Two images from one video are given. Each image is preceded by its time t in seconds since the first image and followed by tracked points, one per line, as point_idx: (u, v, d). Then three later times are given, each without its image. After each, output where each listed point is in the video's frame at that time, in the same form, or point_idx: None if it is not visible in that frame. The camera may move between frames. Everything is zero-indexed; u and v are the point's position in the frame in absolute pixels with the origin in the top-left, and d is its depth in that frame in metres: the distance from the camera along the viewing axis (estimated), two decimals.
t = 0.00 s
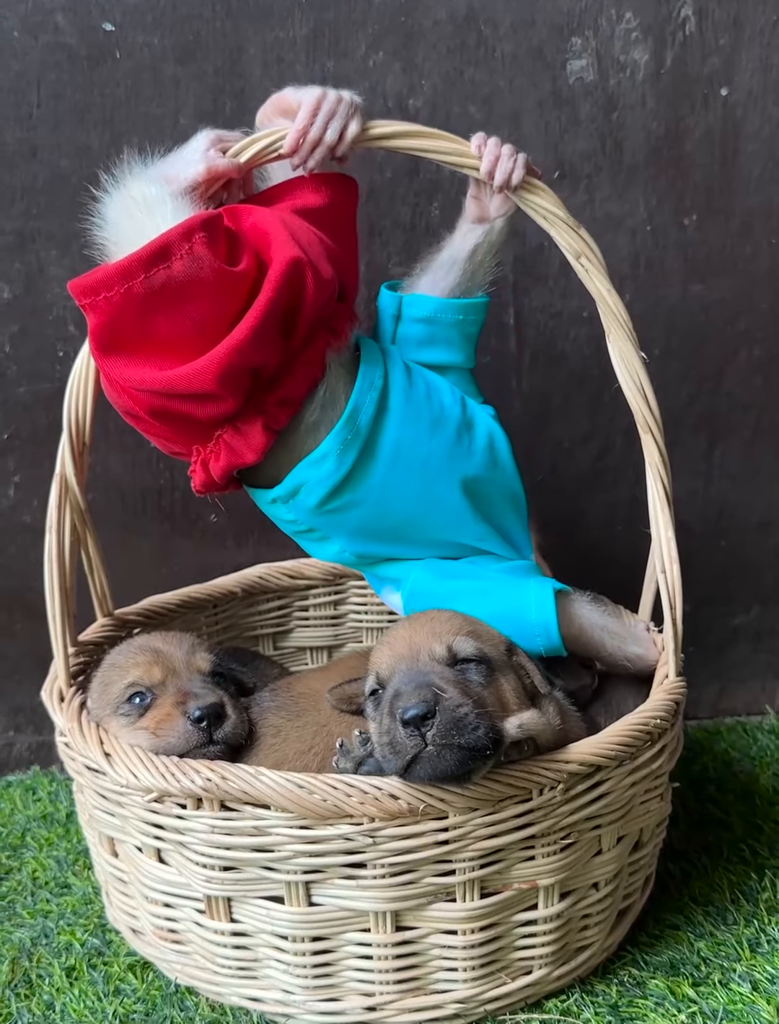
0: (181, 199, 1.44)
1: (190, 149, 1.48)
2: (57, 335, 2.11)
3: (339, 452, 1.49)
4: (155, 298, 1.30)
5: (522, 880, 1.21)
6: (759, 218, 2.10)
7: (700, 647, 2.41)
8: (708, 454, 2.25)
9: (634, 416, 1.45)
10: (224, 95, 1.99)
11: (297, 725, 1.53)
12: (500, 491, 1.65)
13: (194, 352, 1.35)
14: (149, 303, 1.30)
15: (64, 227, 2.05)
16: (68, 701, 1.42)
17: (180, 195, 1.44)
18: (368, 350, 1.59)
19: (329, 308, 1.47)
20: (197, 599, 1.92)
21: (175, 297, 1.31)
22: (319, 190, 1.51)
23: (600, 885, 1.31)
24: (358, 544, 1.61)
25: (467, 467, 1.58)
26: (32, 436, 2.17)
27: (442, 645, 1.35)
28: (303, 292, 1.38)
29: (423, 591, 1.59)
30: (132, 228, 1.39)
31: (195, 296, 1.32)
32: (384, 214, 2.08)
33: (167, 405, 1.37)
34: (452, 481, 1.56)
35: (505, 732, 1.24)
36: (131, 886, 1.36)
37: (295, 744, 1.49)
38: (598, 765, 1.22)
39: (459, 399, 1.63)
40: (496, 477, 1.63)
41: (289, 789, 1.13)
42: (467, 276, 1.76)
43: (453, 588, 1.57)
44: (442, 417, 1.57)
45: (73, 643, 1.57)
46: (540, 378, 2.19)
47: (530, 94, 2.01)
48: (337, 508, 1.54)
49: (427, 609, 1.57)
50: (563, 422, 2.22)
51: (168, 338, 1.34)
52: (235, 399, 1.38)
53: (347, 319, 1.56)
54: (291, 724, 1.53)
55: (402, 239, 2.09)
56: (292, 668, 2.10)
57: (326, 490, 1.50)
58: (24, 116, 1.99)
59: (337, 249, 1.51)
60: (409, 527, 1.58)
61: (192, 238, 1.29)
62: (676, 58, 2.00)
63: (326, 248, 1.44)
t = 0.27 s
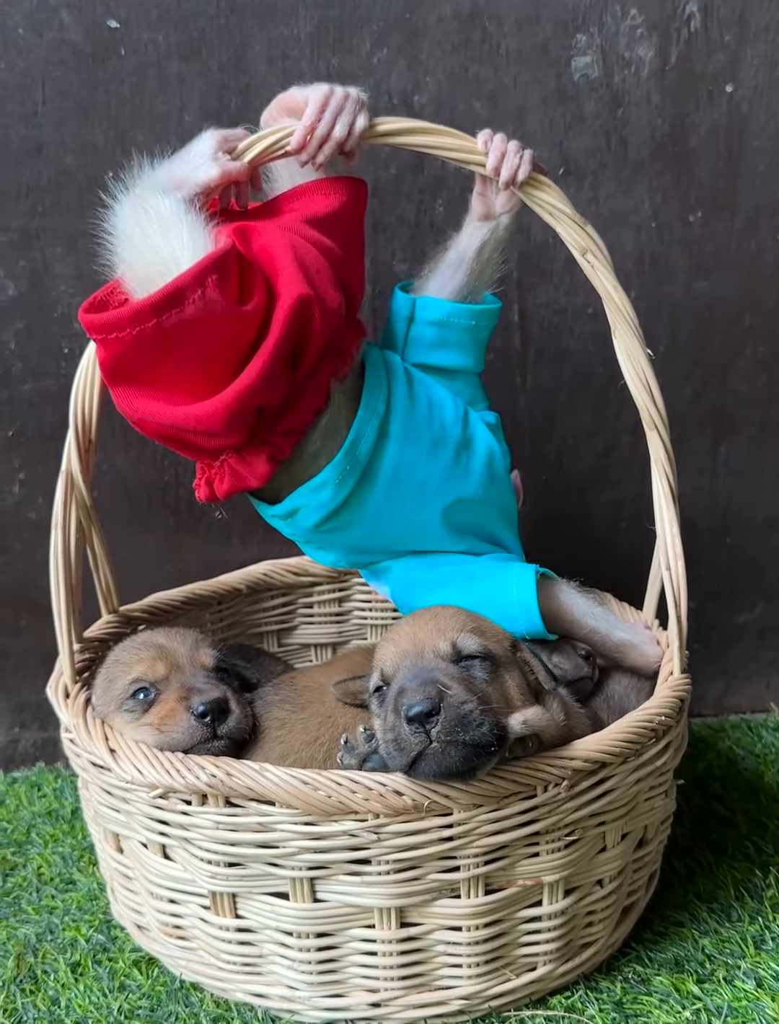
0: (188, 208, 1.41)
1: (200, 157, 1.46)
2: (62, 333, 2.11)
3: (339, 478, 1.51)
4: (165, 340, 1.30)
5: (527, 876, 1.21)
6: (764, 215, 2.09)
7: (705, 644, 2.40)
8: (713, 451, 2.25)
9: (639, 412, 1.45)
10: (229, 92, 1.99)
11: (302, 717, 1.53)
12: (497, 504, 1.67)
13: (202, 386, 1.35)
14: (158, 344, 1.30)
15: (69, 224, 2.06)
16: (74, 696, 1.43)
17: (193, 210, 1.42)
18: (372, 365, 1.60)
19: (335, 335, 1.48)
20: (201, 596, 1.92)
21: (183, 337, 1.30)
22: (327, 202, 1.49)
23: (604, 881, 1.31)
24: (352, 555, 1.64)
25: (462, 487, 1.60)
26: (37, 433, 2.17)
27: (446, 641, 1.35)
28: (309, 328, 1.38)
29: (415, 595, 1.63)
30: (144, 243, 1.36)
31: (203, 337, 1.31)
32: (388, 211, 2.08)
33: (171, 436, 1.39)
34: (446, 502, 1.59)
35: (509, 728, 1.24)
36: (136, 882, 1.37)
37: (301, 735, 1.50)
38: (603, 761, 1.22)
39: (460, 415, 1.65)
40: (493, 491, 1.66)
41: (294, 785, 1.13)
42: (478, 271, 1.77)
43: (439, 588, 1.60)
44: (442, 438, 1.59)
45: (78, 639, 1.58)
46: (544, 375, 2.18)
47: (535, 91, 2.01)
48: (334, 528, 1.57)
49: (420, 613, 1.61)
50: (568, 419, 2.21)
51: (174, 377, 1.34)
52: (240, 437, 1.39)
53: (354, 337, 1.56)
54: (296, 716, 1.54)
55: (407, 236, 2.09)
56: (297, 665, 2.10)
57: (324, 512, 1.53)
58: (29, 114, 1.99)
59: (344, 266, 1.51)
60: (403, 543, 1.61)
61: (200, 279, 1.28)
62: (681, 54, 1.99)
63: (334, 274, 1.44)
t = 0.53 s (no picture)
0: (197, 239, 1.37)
1: (197, 165, 1.41)
2: (68, 328, 2.11)
3: (346, 498, 1.54)
4: (183, 400, 1.31)
5: (532, 872, 1.21)
6: (771, 210, 2.08)
7: (711, 641, 2.40)
8: (719, 447, 2.24)
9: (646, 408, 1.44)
10: (234, 87, 1.98)
11: (308, 713, 1.53)
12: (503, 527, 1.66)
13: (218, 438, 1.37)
14: (176, 401, 1.32)
15: (75, 220, 2.05)
16: (79, 692, 1.43)
17: (196, 227, 1.39)
18: (397, 380, 1.60)
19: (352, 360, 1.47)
20: (207, 592, 1.92)
21: (199, 397, 1.31)
22: (344, 217, 1.45)
23: (610, 878, 1.31)
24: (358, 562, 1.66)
25: (471, 513, 1.61)
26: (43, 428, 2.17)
27: (451, 637, 1.35)
28: (326, 370, 1.38)
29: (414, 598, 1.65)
30: (155, 275, 1.36)
31: (220, 396, 1.32)
32: (394, 207, 2.08)
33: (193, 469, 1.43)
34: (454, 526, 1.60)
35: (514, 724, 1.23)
36: (141, 877, 1.37)
37: (306, 731, 1.50)
38: (608, 758, 1.22)
39: (482, 439, 1.63)
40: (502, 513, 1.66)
41: (299, 781, 1.13)
42: (497, 275, 1.76)
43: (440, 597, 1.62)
44: (457, 462, 1.59)
45: (84, 634, 1.58)
46: (551, 371, 2.18)
47: (540, 86, 2.00)
48: (339, 540, 1.60)
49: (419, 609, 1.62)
50: (574, 415, 2.21)
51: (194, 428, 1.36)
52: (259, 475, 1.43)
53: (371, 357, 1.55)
54: (301, 713, 1.54)
55: (412, 231, 2.08)
56: (303, 661, 2.10)
57: (330, 523, 1.56)
58: (35, 110, 1.99)
59: (358, 282, 1.49)
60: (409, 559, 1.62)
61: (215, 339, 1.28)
62: (688, 49, 1.98)
63: (350, 302, 1.42)
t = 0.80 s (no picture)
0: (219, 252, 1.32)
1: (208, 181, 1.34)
2: (74, 325, 2.11)
3: (348, 488, 1.54)
4: (214, 438, 1.29)
5: (539, 869, 1.21)
6: None
7: (718, 638, 2.39)
8: (727, 443, 2.23)
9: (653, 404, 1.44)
10: (241, 83, 1.98)
11: (315, 711, 1.53)
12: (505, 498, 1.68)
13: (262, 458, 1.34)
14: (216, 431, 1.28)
15: (81, 216, 2.05)
16: (86, 688, 1.43)
17: (214, 249, 1.31)
18: (384, 366, 1.61)
19: (358, 360, 1.46)
20: (213, 588, 1.92)
21: (235, 429, 1.28)
22: (329, 217, 1.47)
23: (617, 874, 1.31)
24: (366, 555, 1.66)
25: (473, 489, 1.63)
26: (50, 424, 2.17)
27: (457, 633, 1.35)
28: (343, 373, 1.38)
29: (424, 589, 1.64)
30: (186, 294, 1.28)
31: (256, 424, 1.29)
32: (400, 203, 2.07)
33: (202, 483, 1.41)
34: (455, 504, 1.61)
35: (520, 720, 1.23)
36: (147, 873, 1.37)
37: (312, 729, 1.49)
38: (616, 754, 1.21)
39: (470, 413, 1.65)
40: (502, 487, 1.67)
41: (306, 777, 1.13)
42: (486, 262, 1.76)
43: (447, 588, 1.62)
44: (449, 441, 1.61)
45: (90, 630, 1.58)
46: (558, 367, 2.17)
47: (548, 80, 2.00)
48: (348, 532, 1.60)
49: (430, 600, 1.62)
50: (581, 412, 2.20)
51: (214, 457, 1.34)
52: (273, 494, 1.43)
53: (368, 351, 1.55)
54: (307, 710, 1.53)
55: (419, 227, 2.08)
56: (309, 657, 2.10)
57: (336, 514, 1.55)
58: (41, 105, 1.98)
59: (347, 280, 1.48)
60: (420, 546, 1.63)
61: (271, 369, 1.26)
62: (696, 43, 1.97)
63: (351, 302, 1.41)
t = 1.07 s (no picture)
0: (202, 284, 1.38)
1: (203, 212, 1.35)
2: (79, 325, 2.12)
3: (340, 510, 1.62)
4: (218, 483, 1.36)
5: (541, 869, 1.21)
6: None
7: (722, 638, 2.39)
8: (730, 443, 2.23)
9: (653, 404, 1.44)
10: (244, 83, 1.98)
11: (318, 712, 1.53)
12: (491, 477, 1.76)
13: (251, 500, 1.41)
14: (211, 481, 1.35)
15: (85, 217, 2.06)
16: (90, 688, 1.43)
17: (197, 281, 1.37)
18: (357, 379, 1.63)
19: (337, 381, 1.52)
20: (216, 588, 1.93)
21: (239, 474, 1.35)
22: (299, 233, 1.54)
23: (619, 874, 1.31)
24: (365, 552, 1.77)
25: (458, 482, 1.71)
26: (55, 424, 2.18)
27: (459, 633, 1.36)
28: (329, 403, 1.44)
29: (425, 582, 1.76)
30: (171, 333, 1.35)
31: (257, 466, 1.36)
32: (403, 203, 2.07)
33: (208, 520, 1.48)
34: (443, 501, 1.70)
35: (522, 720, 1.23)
36: (151, 872, 1.37)
37: (315, 731, 1.50)
38: (617, 754, 1.21)
39: (449, 402, 1.69)
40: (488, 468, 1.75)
41: (308, 777, 1.14)
42: (473, 254, 1.74)
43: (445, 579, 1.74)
44: (430, 446, 1.66)
45: (94, 630, 1.58)
46: (561, 367, 2.17)
47: (551, 80, 1.99)
48: (345, 544, 1.70)
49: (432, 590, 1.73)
50: (584, 411, 2.20)
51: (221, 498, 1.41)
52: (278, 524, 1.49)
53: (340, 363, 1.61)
54: (310, 711, 1.54)
55: (422, 226, 2.08)
56: (313, 656, 2.11)
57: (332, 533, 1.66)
58: (45, 106, 1.99)
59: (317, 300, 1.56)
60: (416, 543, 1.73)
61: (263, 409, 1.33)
62: (699, 42, 1.97)
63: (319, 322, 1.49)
